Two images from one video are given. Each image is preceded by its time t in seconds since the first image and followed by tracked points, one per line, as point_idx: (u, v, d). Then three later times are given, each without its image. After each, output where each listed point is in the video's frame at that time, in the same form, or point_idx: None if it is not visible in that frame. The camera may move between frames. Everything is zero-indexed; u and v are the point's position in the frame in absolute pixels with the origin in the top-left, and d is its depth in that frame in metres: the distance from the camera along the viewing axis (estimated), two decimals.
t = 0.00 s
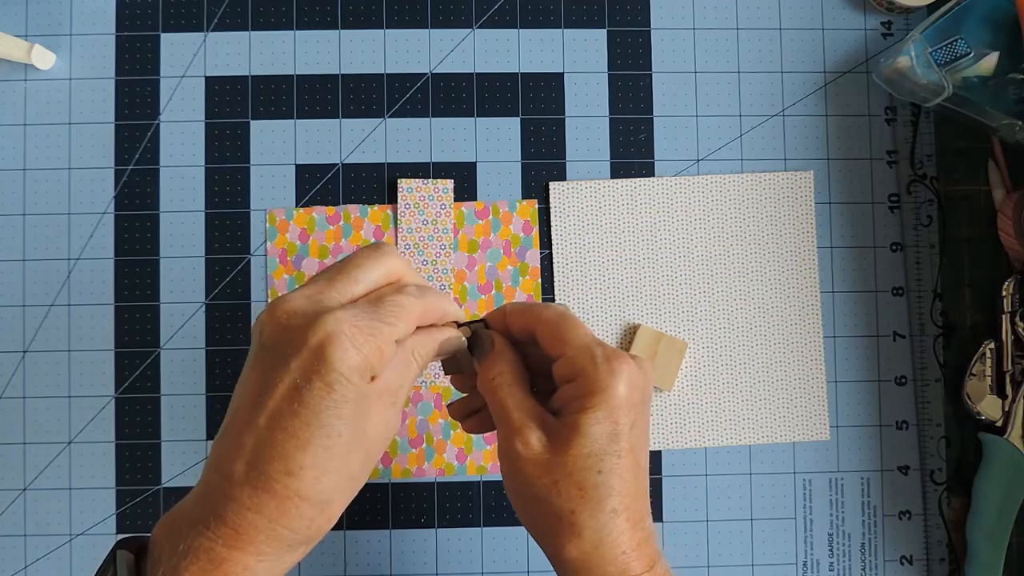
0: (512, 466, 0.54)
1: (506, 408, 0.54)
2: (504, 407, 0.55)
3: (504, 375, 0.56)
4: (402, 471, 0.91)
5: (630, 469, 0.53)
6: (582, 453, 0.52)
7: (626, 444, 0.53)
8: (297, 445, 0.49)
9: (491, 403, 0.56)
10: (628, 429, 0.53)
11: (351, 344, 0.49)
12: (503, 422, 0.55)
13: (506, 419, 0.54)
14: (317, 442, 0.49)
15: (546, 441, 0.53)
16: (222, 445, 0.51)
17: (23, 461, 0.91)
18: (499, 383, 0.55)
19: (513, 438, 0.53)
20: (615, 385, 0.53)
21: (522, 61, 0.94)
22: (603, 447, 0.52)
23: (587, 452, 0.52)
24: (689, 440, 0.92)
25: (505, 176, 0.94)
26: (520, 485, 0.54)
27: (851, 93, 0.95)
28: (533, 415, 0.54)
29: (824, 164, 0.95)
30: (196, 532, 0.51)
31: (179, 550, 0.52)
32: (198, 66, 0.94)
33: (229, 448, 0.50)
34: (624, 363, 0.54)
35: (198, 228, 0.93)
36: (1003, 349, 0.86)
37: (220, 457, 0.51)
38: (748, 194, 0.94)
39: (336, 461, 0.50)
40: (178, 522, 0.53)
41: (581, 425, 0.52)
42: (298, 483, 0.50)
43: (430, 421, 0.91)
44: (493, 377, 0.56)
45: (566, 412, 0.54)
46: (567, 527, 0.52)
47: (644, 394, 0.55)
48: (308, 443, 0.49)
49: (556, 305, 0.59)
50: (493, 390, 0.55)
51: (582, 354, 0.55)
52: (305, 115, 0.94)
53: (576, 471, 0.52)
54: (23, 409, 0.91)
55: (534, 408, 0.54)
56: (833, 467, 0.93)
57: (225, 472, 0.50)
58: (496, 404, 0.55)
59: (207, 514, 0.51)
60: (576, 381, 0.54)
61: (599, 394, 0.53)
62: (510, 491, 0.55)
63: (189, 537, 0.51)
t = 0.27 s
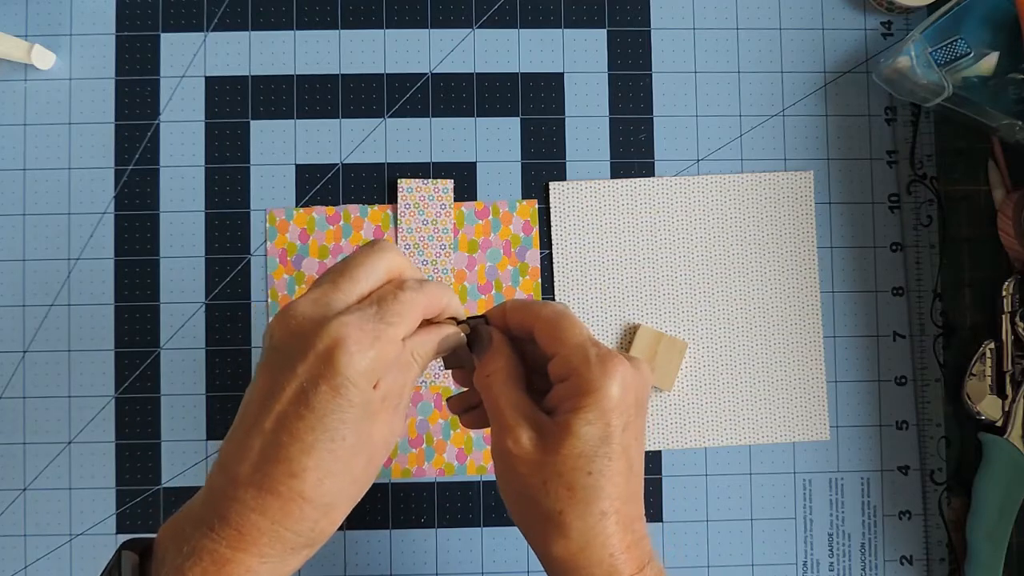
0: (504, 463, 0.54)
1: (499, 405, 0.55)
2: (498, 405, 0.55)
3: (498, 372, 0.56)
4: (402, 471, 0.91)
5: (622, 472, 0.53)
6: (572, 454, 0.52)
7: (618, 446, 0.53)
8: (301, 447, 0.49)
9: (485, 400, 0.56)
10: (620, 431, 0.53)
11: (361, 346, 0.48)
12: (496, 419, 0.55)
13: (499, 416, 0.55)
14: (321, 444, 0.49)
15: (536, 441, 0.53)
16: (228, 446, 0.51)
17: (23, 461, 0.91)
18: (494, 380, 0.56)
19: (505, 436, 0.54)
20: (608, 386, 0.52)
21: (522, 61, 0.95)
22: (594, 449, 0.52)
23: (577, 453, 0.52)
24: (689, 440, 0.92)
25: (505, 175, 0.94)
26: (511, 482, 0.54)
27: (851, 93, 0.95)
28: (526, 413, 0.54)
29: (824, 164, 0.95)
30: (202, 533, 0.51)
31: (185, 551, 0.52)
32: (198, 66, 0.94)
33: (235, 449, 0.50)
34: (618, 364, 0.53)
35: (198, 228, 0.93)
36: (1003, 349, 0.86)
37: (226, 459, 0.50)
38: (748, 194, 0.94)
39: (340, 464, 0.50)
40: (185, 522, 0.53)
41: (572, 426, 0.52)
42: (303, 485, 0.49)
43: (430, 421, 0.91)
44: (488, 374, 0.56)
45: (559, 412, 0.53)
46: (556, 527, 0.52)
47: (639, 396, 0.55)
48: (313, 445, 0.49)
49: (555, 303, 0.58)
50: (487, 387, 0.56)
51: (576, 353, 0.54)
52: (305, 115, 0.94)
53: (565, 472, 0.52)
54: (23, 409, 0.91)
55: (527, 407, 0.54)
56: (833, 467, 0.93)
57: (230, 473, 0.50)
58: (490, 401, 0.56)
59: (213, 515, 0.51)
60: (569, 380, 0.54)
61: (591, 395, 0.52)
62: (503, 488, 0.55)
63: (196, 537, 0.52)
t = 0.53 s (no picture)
0: (491, 462, 0.55)
1: (488, 405, 0.56)
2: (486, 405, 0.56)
3: (488, 373, 0.56)
4: (402, 471, 0.91)
5: (608, 478, 0.52)
6: (557, 459, 0.52)
7: (604, 453, 0.52)
8: (300, 455, 0.49)
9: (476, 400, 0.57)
10: (607, 438, 0.52)
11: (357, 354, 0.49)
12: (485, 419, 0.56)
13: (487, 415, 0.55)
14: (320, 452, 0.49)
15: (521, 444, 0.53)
16: (230, 454, 0.51)
17: (23, 461, 0.91)
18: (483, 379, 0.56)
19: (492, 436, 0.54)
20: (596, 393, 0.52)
21: (522, 61, 0.94)
22: (579, 454, 0.52)
23: (561, 459, 0.52)
24: (689, 440, 0.92)
25: (505, 175, 0.94)
26: (498, 481, 0.55)
27: (851, 93, 0.95)
28: (513, 416, 0.54)
29: (824, 164, 0.95)
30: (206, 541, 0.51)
31: (188, 558, 0.52)
32: (198, 66, 0.94)
33: (236, 457, 0.50)
34: (607, 370, 0.52)
35: (198, 228, 0.93)
36: (1003, 349, 0.86)
37: (228, 467, 0.51)
38: (748, 194, 0.94)
39: (339, 470, 0.50)
40: (188, 530, 0.54)
41: (557, 431, 0.52)
42: (304, 492, 0.50)
43: (430, 421, 0.91)
44: (479, 374, 0.57)
45: (546, 415, 0.53)
46: (539, 529, 0.52)
47: (629, 404, 0.54)
48: (311, 453, 0.49)
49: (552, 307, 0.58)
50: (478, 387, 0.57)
51: (566, 358, 0.54)
52: (305, 115, 0.94)
53: (548, 476, 0.52)
54: (23, 409, 0.91)
55: (514, 409, 0.55)
56: (833, 467, 0.93)
57: (232, 481, 0.50)
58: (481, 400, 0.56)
59: (217, 522, 0.51)
60: (557, 385, 0.54)
61: (578, 400, 0.52)
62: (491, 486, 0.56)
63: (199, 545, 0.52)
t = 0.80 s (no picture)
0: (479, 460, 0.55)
1: (478, 403, 0.55)
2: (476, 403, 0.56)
3: (480, 371, 0.56)
4: (402, 471, 0.91)
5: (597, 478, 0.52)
6: (545, 457, 0.51)
7: (592, 453, 0.52)
8: (296, 456, 0.49)
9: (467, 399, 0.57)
10: (596, 438, 0.52)
11: (352, 355, 0.49)
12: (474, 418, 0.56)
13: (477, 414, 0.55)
14: (316, 454, 0.49)
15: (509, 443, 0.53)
16: (227, 453, 0.51)
17: (23, 461, 0.91)
18: (475, 377, 0.56)
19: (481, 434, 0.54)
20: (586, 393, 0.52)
21: (522, 61, 0.94)
22: (567, 453, 0.51)
23: (549, 457, 0.51)
24: (689, 440, 0.92)
25: (505, 175, 0.94)
26: (485, 479, 0.54)
27: (851, 93, 0.95)
28: (503, 414, 0.54)
29: (824, 164, 0.95)
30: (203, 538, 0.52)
31: (182, 559, 0.52)
32: (198, 66, 0.94)
33: (231, 459, 0.50)
34: (598, 370, 0.52)
35: (198, 228, 0.93)
36: (1003, 349, 0.86)
37: (223, 469, 0.51)
38: (748, 194, 0.94)
39: (333, 472, 0.50)
40: (183, 532, 0.54)
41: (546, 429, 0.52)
42: (300, 494, 0.50)
43: (430, 421, 0.91)
44: (469, 372, 0.56)
45: (536, 414, 0.53)
46: (525, 528, 0.52)
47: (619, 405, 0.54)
48: (307, 454, 0.49)
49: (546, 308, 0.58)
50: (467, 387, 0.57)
51: (559, 357, 0.54)
52: (305, 115, 0.94)
53: (537, 475, 0.51)
54: (23, 409, 0.92)
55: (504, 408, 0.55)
56: (833, 467, 0.93)
57: (227, 481, 0.50)
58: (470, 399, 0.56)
59: (211, 523, 0.51)
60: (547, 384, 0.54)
61: (569, 399, 0.52)
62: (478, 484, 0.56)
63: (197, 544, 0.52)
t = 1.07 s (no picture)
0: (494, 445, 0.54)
1: (493, 388, 0.54)
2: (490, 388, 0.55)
3: (495, 359, 0.56)
4: (402, 471, 0.91)
5: (613, 461, 0.52)
6: (563, 438, 0.51)
7: (609, 435, 0.52)
8: (290, 482, 0.48)
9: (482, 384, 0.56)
10: (614, 421, 0.52)
11: (336, 381, 0.49)
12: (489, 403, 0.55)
13: (492, 398, 0.54)
14: (310, 480, 0.49)
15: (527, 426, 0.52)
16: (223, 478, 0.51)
17: (22, 461, 0.91)
18: (491, 362, 0.55)
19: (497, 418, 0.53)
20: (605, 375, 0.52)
21: (522, 61, 0.95)
22: (586, 434, 0.51)
23: (567, 439, 0.51)
24: (689, 440, 0.92)
25: (505, 175, 0.94)
26: (500, 463, 0.54)
27: (851, 93, 0.95)
28: (519, 398, 0.54)
29: (824, 164, 0.95)
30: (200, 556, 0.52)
31: None
32: (198, 66, 0.94)
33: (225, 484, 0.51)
34: (616, 353, 0.53)
35: (198, 228, 0.93)
36: (1003, 349, 0.86)
37: (219, 493, 0.51)
38: (748, 194, 0.94)
39: (325, 496, 0.49)
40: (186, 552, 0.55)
41: (564, 411, 0.51)
42: (297, 520, 0.49)
43: (430, 421, 0.91)
44: (485, 357, 0.56)
45: (553, 398, 0.53)
46: (543, 510, 0.52)
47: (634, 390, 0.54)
48: (301, 481, 0.48)
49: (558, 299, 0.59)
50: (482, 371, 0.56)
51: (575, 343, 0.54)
52: (305, 115, 0.94)
53: (556, 457, 0.51)
54: (23, 409, 0.91)
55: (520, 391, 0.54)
56: (833, 467, 0.93)
57: (223, 506, 0.51)
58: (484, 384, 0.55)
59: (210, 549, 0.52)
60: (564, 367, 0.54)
61: (587, 381, 0.52)
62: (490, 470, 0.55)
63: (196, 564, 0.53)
